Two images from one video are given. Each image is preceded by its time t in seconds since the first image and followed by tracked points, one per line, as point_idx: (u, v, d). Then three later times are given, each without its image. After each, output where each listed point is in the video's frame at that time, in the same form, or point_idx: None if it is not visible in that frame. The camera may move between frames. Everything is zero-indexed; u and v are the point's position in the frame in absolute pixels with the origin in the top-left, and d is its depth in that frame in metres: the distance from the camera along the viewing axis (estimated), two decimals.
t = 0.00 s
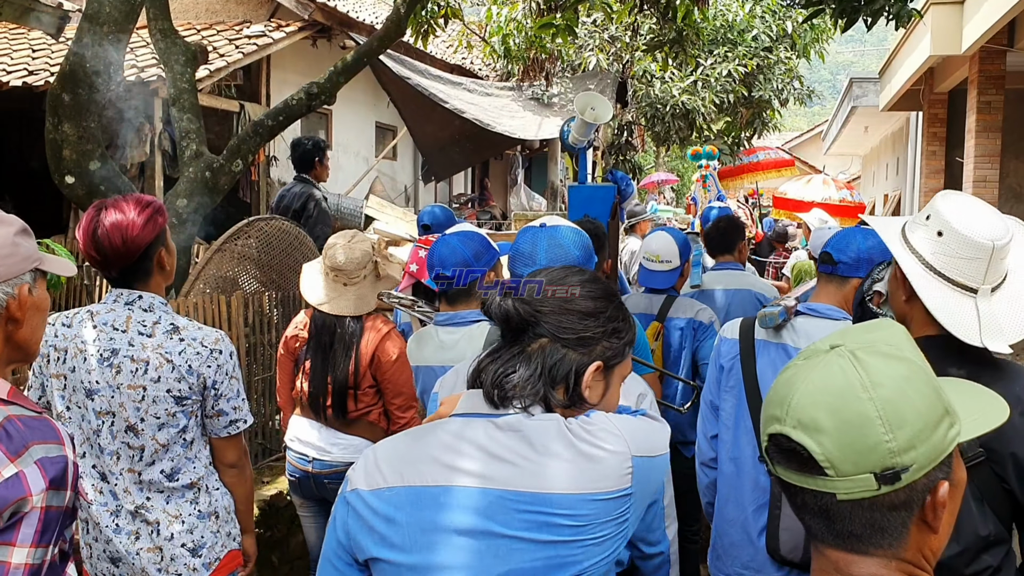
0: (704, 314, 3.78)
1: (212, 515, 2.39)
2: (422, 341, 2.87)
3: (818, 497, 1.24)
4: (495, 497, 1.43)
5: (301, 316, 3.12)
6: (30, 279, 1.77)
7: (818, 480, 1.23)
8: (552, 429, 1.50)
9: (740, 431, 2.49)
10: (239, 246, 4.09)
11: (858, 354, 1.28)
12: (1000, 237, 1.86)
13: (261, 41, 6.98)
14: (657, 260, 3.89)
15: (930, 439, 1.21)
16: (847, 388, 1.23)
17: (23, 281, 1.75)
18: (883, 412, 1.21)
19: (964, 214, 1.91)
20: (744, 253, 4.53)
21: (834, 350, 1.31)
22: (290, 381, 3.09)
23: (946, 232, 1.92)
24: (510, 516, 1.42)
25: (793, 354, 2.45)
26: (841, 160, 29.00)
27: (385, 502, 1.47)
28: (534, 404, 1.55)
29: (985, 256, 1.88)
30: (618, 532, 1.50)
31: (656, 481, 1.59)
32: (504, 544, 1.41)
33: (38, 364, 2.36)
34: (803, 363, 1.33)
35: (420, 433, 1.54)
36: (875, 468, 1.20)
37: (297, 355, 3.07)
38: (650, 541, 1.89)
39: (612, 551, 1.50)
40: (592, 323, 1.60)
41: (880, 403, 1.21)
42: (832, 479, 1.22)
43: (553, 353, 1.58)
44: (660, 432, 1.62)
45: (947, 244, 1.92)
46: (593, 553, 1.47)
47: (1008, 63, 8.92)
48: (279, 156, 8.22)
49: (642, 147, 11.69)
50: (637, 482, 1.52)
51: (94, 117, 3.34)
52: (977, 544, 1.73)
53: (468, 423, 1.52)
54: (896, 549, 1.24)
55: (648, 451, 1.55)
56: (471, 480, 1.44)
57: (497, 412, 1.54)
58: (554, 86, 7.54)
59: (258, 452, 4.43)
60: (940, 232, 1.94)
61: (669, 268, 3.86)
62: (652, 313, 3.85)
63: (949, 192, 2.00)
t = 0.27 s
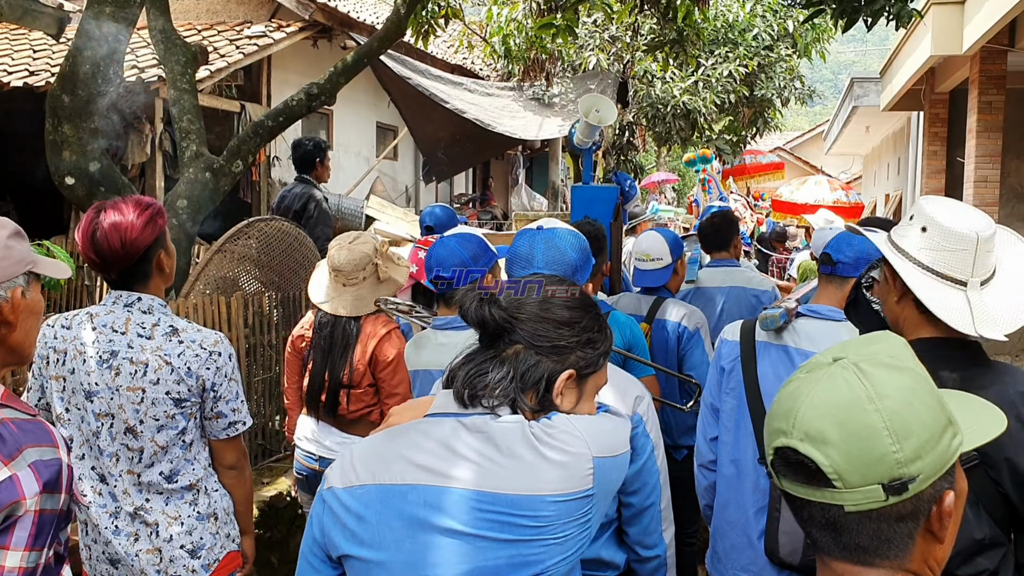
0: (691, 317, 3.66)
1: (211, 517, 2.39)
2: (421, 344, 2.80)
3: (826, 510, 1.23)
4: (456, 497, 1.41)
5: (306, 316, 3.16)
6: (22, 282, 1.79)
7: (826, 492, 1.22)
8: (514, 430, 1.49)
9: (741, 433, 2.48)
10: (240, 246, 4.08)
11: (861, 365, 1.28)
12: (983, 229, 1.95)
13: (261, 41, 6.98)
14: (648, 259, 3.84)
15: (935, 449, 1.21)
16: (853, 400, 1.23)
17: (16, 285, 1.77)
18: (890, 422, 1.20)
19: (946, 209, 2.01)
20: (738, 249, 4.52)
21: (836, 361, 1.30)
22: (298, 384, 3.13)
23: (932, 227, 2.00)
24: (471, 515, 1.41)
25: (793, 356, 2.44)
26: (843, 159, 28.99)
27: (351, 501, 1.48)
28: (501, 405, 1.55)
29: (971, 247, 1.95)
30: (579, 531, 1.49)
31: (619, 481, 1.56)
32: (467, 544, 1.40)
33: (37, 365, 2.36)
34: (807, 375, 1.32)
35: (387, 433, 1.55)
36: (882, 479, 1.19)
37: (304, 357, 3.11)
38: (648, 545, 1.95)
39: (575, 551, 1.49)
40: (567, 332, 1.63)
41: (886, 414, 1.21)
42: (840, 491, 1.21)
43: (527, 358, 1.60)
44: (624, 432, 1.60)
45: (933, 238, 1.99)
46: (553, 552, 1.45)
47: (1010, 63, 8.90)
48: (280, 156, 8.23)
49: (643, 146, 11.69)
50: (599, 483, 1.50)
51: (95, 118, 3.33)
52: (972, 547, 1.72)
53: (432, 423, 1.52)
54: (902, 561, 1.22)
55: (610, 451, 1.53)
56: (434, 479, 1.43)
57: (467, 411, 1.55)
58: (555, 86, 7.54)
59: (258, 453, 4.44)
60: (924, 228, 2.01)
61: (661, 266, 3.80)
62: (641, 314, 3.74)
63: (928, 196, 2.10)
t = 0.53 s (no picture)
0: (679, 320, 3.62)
1: (208, 519, 2.38)
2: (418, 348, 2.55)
3: (852, 517, 1.21)
4: (428, 499, 1.41)
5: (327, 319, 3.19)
6: (15, 286, 1.79)
7: (854, 499, 1.20)
8: (487, 435, 1.48)
9: (738, 437, 2.48)
10: (239, 248, 4.10)
11: (885, 370, 1.27)
12: (974, 229, 1.96)
13: (260, 42, 6.98)
14: (633, 265, 3.89)
15: (959, 453, 1.21)
16: (880, 404, 1.22)
17: (8, 289, 1.77)
18: (919, 426, 1.20)
19: (937, 211, 2.01)
20: (729, 254, 4.52)
21: (858, 367, 1.29)
22: (318, 384, 3.19)
23: (924, 229, 1.99)
24: (442, 518, 1.40)
25: (791, 360, 2.43)
26: (843, 160, 28.99)
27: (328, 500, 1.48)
28: (477, 410, 1.55)
29: (963, 247, 1.95)
30: (549, 535, 1.46)
31: (595, 488, 1.53)
32: (438, 547, 1.39)
33: (33, 368, 2.36)
34: (824, 381, 1.30)
35: (367, 435, 1.55)
36: (913, 483, 1.18)
37: (324, 359, 3.15)
38: (644, 548, 1.95)
39: (546, 555, 1.47)
40: (542, 338, 1.60)
41: (915, 418, 1.20)
42: (870, 497, 1.19)
43: (500, 363, 1.58)
44: (602, 437, 1.58)
45: (926, 240, 1.98)
46: (521, 556, 1.43)
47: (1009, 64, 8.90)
48: (279, 157, 8.23)
49: (643, 147, 11.69)
50: (571, 488, 1.47)
51: (93, 119, 3.32)
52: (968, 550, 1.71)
53: (411, 428, 1.52)
54: (923, 567, 1.21)
55: (586, 456, 1.50)
56: (408, 482, 1.43)
57: (444, 414, 1.56)
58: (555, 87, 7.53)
59: (255, 455, 4.42)
60: (916, 229, 2.00)
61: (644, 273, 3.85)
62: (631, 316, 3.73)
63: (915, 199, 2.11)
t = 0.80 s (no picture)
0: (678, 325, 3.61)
1: (208, 520, 2.38)
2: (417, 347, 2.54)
3: (901, 522, 1.15)
4: (421, 494, 1.41)
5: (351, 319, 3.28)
6: (15, 286, 1.79)
7: (909, 503, 1.14)
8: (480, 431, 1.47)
9: (739, 436, 2.47)
10: (239, 248, 4.11)
11: (920, 371, 1.22)
12: (967, 229, 1.95)
13: (260, 43, 6.98)
14: (638, 264, 3.82)
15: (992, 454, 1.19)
16: (934, 405, 1.16)
17: (8, 289, 1.77)
18: (968, 426, 1.16)
19: (928, 212, 2.00)
20: (724, 250, 4.51)
21: (888, 367, 1.23)
22: (343, 386, 3.29)
23: (916, 232, 1.99)
24: (435, 514, 1.40)
25: (791, 358, 2.43)
26: (843, 161, 29.00)
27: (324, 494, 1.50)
28: (467, 404, 1.52)
29: (957, 247, 1.94)
30: (540, 533, 1.45)
31: (589, 491, 1.50)
32: (430, 541, 1.39)
33: (32, 369, 2.36)
34: (856, 384, 1.22)
35: (362, 431, 1.56)
36: (964, 484, 1.14)
37: (348, 362, 3.24)
38: (645, 548, 1.94)
39: (536, 553, 1.45)
40: (536, 335, 1.59)
41: (964, 417, 1.16)
42: (926, 500, 1.13)
43: (492, 358, 1.56)
44: (598, 442, 1.56)
45: (919, 241, 1.98)
46: (512, 552, 1.42)
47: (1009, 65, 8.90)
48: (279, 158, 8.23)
49: (643, 148, 11.69)
50: (563, 488, 1.46)
51: (94, 119, 3.31)
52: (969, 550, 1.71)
53: (406, 424, 1.53)
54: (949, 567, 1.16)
55: (578, 457, 1.48)
56: (400, 477, 1.44)
57: (439, 412, 1.53)
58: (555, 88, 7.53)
59: (255, 455, 4.41)
60: (909, 232, 2.00)
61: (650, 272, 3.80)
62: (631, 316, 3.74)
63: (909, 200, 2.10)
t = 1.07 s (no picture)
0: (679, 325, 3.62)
1: (209, 522, 2.37)
2: (416, 346, 2.56)
3: (907, 530, 1.15)
4: (429, 495, 1.41)
5: (368, 320, 3.31)
6: (21, 288, 1.79)
7: (914, 512, 1.14)
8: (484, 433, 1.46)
9: (740, 440, 2.47)
10: (238, 250, 4.14)
11: (914, 375, 1.21)
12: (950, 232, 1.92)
13: (261, 44, 6.99)
14: (641, 268, 3.87)
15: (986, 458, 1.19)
16: (933, 410, 1.16)
17: (14, 290, 1.77)
18: (966, 428, 1.17)
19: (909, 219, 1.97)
20: (722, 253, 4.52)
21: (880, 372, 1.23)
22: (360, 387, 3.33)
23: (898, 241, 1.96)
24: (442, 516, 1.40)
25: (789, 359, 2.43)
26: (843, 162, 29.03)
27: (326, 494, 1.49)
28: (460, 397, 1.53)
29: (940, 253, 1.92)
30: (543, 534, 1.45)
31: (593, 488, 1.51)
32: (434, 543, 1.39)
33: (33, 370, 2.36)
34: (851, 392, 1.22)
35: (365, 431, 1.55)
36: (966, 487, 1.15)
37: (365, 362, 3.30)
38: (644, 550, 1.95)
39: (541, 554, 1.45)
40: (529, 328, 1.59)
41: (962, 420, 1.17)
42: (931, 507, 1.13)
43: (484, 350, 1.57)
44: (602, 440, 1.56)
45: (901, 251, 1.96)
46: (516, 553, 1.42)
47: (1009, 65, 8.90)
48: (280, 159, 8.23)
49: (643, 149, 11.70)
50: (568, 488, 1.46)
51: (94, 121, 3.31)
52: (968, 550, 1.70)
53: (407, 424, 1.52)
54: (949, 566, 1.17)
55: (582, 457, 1.49)
56: (406, 478, 1.43)
57: (439, 412, 1.53)
58: (555, 89, 7.52)
59: (255, 456, 4.41)
60: (891, 241, 1.98)
61: (654, 276, 3.83)
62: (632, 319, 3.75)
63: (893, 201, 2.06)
